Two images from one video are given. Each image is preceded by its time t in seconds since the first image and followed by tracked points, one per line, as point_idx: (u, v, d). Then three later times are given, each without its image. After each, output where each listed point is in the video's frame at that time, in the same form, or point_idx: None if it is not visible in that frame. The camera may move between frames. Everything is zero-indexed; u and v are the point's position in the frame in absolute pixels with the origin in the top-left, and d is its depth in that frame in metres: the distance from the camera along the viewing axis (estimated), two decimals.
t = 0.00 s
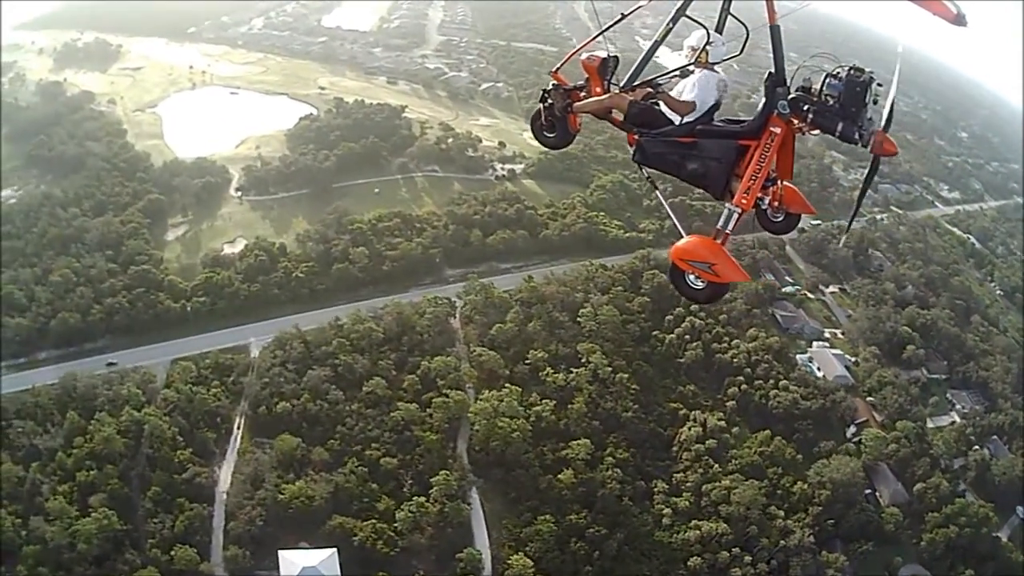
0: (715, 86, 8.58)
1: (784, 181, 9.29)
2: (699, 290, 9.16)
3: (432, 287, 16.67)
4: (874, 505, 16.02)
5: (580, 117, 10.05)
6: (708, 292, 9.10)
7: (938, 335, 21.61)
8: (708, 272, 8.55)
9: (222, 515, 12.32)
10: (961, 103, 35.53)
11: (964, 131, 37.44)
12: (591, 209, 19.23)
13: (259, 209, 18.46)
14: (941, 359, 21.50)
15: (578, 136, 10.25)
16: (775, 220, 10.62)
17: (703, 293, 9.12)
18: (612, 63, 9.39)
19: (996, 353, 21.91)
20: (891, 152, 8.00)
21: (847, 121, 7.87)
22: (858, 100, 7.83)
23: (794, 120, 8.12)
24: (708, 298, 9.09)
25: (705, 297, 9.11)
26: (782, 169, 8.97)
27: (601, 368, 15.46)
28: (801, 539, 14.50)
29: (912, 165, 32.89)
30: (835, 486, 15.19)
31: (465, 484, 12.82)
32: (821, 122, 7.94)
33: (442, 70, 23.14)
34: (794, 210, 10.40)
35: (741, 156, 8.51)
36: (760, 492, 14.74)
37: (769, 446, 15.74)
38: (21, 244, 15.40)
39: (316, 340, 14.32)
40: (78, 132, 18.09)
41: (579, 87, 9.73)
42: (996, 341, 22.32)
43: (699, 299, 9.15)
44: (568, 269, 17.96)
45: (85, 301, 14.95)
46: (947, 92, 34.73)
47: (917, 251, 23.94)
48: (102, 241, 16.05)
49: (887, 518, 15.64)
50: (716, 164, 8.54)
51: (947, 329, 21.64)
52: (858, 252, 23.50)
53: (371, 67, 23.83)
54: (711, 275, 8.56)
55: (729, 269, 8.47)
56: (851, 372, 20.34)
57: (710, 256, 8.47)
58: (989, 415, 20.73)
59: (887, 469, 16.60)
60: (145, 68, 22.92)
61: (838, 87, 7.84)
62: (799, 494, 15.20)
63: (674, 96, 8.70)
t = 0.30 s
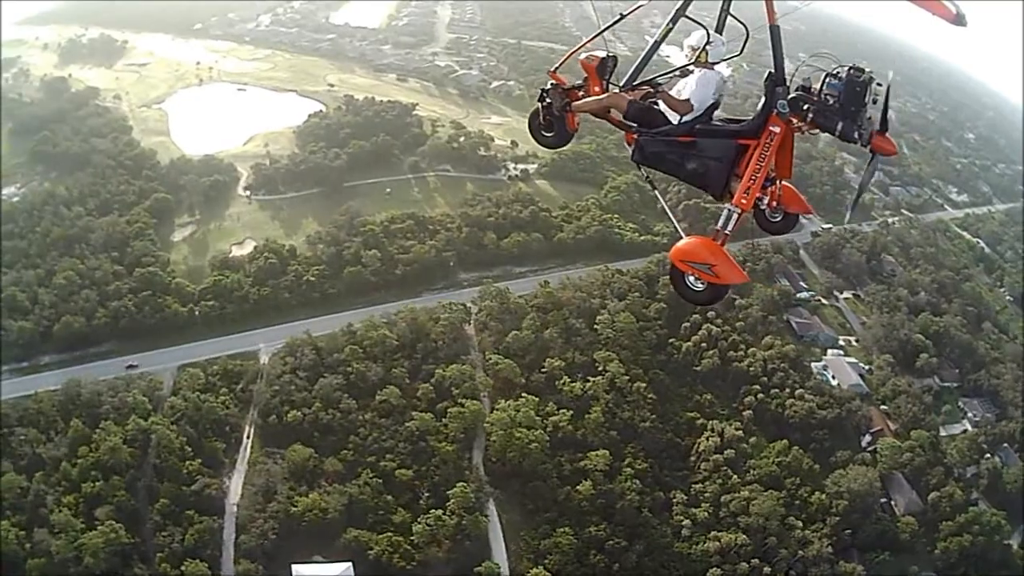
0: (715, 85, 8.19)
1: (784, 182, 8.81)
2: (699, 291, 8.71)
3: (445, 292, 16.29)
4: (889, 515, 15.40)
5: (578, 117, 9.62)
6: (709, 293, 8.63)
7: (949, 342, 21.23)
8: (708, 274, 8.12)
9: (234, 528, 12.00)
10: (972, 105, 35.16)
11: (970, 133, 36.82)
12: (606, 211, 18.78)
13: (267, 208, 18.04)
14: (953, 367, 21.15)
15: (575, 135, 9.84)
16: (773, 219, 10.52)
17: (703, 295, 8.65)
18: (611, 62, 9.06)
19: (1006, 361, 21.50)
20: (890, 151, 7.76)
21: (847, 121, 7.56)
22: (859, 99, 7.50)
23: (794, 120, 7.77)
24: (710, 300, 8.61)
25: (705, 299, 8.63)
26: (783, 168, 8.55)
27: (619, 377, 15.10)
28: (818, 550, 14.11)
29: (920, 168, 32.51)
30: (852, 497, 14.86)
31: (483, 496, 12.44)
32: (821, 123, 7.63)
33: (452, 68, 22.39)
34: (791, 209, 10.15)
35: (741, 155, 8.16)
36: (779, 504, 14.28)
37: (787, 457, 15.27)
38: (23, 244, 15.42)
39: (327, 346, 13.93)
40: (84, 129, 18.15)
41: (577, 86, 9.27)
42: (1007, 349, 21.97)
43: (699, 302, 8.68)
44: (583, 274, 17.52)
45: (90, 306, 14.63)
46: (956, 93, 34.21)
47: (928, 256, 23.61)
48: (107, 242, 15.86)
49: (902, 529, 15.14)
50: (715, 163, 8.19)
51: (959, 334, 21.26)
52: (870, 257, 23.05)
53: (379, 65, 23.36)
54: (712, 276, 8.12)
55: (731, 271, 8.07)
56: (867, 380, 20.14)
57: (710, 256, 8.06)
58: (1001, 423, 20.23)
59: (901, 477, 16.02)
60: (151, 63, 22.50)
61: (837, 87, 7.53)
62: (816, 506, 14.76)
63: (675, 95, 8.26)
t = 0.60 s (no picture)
0: (716, 85, 8.02)
1: (784, 182, 8.70)
2: (700, 294, 8.54)
3: (460, 295, 15.90)
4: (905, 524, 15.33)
5: (579, 118, 9.31)
6: (709, 294, 8.43)
7: (962, 348, 20.94)
8: (709, 275, 8.01)
9: (247, 539, 11.65)
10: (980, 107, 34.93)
11: (976, 133, 37.06)
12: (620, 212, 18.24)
13: (278, 208, 17.66)
14: (965, 373, 20.83)
15: (575, 136, 9.53)
16: (773, 221, 10.01)
17: (704, 296, 8.47)
18: (612, 64, 8.76)
19: (1017, 366, 21.19)
20: (893, 152, 7.28)
21: (848, 121, 7.30)
22: (859, 99, 7.26)
23: (794, 120, 7.56)
24: (711, 301, 8.44)
25: (707, 300, 8.46)
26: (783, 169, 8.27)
27: (638, 385, 14.79)
28: (839, 560, 13.77)
29: (929, 171, 32.19)
30: (871, 506, 14.45)
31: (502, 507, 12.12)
32: (822, 122, 7.41)
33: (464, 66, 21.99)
34: (791, 210, 9.91)
35: (742, 156, 8.01)
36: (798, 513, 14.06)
37: (805, 466, 14.87)
38: (27, 244, 14.45)
39: (340, 352, 13.53)
40: (88, 125, 17.33)
41: (577, 87, 8.98)
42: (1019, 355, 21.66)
43: (700, 303, 8.50)
44: (599, 278, 17.14)
45: (95, 309, 14.29)
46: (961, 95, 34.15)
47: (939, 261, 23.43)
48: (111, 243, 15.53)
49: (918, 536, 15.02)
50: (716, 164, 8.04)
51: (970, 340, 20.96)
52: (882, 261, 22.85)
53: (390, 63, 23.05)
54: (713, 277, 8.01)
55: (732, 271, 7.93)
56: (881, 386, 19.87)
57: (711, 256, 7.95)
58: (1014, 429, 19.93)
59: (917, 484, 15.81)
60: (159, 59, 22.01)
61: (838, 87, 7.28)
62: (835, 514, 14.45)
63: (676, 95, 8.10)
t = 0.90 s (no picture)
0: (716, 85, 7.89)
1: (785, 181, 8.50)
2: (700, 293, 8.21)
3: (474, 300, 15.30)
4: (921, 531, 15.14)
5: (580, 118, 9.12)
6: (710, 293, 8.10)
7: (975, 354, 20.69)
8: (710, 274, 7.67)
9: (260, 555, 11.31)
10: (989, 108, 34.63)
11: (982, 135, 36.56)
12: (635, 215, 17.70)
13: (286, 209, 17.23)
14: (977, 378, 20.61)
15: (576, 136, 9.34)
16: (774, 220, 9.89)
17: (705, 295, 8.12)
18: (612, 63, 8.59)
19: None
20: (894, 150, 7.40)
21: (848, 120, 7.23)
22: (859, 99, 7.18)
23: (794, 120, 7.42)
24: (710, 300, 8.10)
25: (707, 300, 8.11)
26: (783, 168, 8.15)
27: (658, 394, 14.38)
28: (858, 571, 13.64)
29: (937, 173, 31.87)
30: (890, 516, 14.30)
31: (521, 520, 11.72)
32: (822, 122, 7.31)
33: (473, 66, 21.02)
34: (792, 210, 9.70)
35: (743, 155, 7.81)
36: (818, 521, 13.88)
37: (825, 475, 14.50)
38: (30, 246, 14.63)
39: (354, 359, 13.10)
40: (91, 125, 17.43)
41: (579, 87, 8.87)
42: None
43: (700, 303, 8.15)
44: (615, 283, 16.60)
45: (100, 313, 13.88)
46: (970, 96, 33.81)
47: (952, 263, 23.07)
48: (117, 245, 15.15)
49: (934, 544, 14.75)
50: (717, 164, 7.82)
51: (984, 345, 20.72)
52: (897, 264, 22.41)
53: (399, 62, 22.26)
54: (714, 276, 7.67)
55: (733, 271, 7.59)
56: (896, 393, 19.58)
57: (712, 256, 7.60)
58: None
59: (933, 493, 15.41)
60: (163, 57, 21.91)
61: (838, 86, 7.18)
62: (854, 524, 14.21)
63: (676, 95, 8.01)
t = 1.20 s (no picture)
0: (717, 84, 7.28)
1: (786, 181, 8.12)
2: (701, 293, 7.69)
3: (489, 308, 15.20)
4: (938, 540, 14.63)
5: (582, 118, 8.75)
6: (710, 294, 7.57)
7: (989, 361, 20.42)
8: (711, 275, 7.17)
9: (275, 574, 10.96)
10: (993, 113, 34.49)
11: (986, 139, 37.07)
12: (647, 221, 17.43)
13: (293, 215, 16.87)
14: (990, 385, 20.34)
15: (577, 136, 8.96)
16: (774, 220, 9.03)
17: (706, 295, 7.61)
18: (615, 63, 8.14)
19: None
20: (894, 153, 6.68)
21: (848, 121, 6.58)
22: (860, 99, 6.54)
23: (795, 120, 6.83)
24: (712, 300, 7.58)
25: (709, 300, 7.60)
26: (783, 171, 7.86)
27: (678, 404, 14.06)
28: None
29: (944, 178, 31.61)
30: (909, 525, 13.79)
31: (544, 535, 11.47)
32: (822, 123, 6.68)
33: (479, 69, 20.78)
34: (793, 210, 8.85)
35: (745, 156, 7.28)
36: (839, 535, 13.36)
37: (844, 485, 14.21)
38: (32, 252, 14.34)
39: (368, 369, 12.75)
40: (94, 128, 17.08)
41: (580, 86, 8.41)
42: None
43: (702, 303, 7.65)
44: (631, 291, 16.34)
45: (105, 322, 13.47)
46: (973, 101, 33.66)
47: (961, 270, 22.91)
48: (121, 252, 14.74)
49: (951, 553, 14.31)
50: (717, 164, 7.28)
51: (996, 352, 20.46)
52: (907, 270, 22.30)
53: (405, 64, 21.95)
54: (714, 277, 7.17)
55: (734, 271, 7.09)
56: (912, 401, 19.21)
57: (712, 256, 7.11)
58: None
59: (949, 501, 15.11)
60: (167, 58, 21.62)
61: (837, 86, 6.55)
62: (874, 534, 13.67)
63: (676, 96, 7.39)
